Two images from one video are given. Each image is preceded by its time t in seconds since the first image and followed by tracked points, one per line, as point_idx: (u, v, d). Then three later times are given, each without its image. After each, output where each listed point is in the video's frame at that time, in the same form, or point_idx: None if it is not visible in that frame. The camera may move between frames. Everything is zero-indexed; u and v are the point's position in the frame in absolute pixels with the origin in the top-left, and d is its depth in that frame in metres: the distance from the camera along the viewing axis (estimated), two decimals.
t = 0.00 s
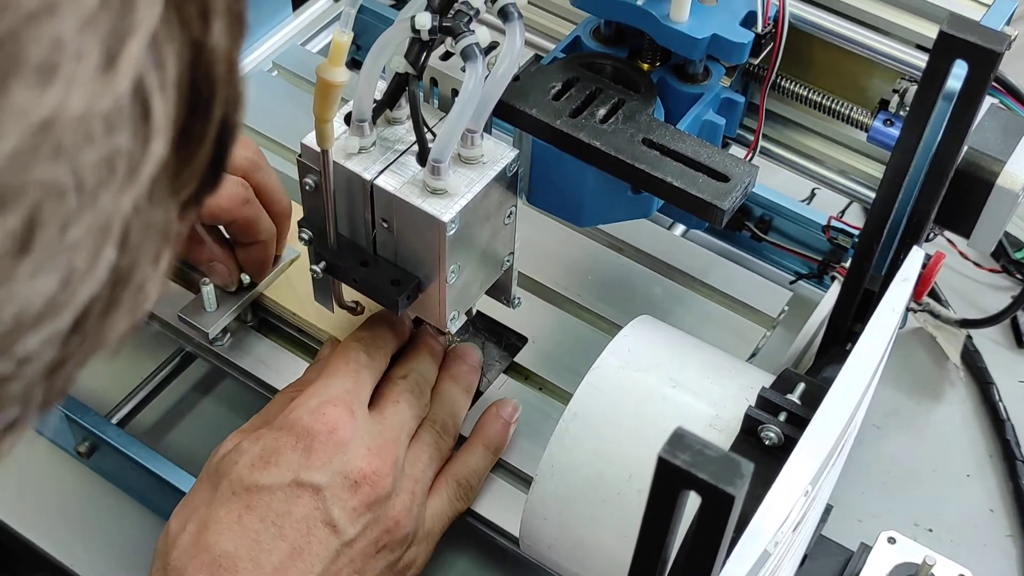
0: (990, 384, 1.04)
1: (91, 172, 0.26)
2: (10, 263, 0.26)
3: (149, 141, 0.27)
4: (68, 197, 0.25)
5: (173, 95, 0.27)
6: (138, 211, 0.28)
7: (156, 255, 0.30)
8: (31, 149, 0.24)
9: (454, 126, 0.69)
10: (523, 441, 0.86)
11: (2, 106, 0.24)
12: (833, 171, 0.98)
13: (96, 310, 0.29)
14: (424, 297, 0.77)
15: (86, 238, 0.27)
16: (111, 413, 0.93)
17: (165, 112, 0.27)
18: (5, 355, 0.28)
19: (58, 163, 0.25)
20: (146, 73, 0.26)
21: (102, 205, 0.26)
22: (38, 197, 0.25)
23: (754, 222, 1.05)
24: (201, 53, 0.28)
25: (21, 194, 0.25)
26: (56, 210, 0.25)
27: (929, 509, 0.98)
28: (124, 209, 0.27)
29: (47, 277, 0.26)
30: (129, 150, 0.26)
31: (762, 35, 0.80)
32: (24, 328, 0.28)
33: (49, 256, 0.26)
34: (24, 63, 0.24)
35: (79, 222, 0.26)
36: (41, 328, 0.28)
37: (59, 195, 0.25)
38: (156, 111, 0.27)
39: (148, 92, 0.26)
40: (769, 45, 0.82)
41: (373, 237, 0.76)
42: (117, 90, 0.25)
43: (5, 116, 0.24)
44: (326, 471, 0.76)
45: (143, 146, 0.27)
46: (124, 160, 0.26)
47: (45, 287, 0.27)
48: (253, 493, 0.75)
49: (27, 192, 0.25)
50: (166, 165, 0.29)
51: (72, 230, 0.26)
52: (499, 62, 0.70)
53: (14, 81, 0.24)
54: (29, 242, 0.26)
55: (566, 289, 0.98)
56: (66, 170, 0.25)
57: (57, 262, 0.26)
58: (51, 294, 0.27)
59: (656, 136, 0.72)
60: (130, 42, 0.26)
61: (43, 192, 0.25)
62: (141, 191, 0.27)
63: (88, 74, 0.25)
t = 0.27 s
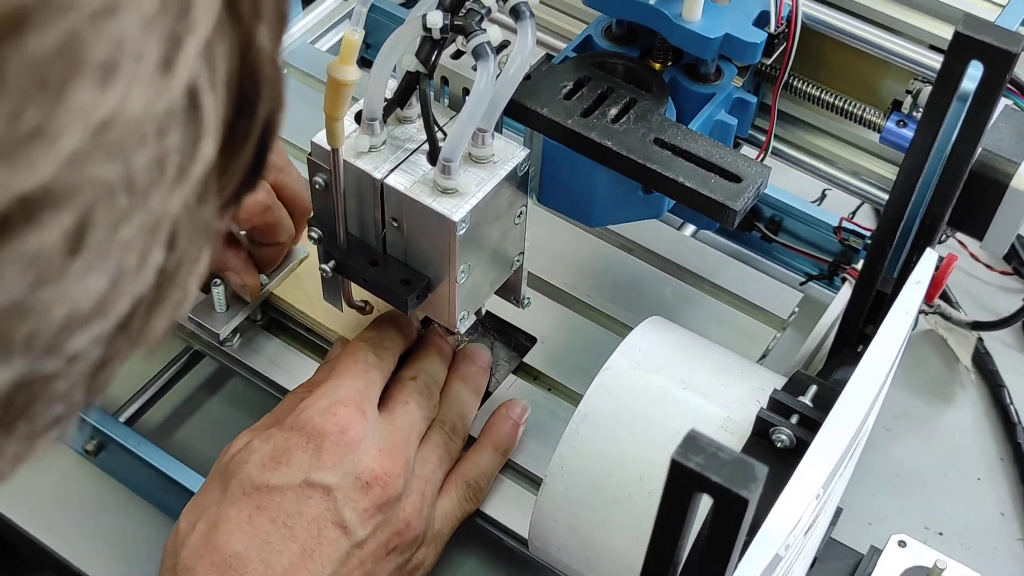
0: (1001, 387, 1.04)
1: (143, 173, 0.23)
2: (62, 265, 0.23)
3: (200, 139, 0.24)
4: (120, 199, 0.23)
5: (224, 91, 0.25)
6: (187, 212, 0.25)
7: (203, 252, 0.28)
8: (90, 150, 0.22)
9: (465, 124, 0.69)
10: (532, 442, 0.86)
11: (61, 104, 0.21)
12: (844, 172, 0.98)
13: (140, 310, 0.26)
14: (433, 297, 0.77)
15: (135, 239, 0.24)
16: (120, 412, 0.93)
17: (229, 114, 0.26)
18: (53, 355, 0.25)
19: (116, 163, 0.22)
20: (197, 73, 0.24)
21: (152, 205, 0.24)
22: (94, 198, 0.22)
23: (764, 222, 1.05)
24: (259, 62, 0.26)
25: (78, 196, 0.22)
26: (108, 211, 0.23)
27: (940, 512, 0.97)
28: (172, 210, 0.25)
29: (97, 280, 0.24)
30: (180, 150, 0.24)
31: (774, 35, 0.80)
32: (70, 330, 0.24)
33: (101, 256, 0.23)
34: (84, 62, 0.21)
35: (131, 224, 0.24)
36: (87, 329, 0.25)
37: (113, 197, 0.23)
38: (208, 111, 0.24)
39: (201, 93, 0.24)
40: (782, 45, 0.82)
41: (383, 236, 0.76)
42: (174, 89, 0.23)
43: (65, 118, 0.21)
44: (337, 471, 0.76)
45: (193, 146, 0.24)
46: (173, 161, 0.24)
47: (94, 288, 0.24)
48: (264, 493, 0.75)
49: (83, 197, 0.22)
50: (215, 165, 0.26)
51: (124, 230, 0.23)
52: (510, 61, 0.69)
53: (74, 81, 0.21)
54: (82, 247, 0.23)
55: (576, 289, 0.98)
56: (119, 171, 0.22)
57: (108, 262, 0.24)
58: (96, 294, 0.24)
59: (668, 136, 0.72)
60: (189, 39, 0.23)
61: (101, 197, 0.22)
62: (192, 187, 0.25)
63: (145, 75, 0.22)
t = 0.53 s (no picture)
0: (1010, 389, 1.03)
1: (204, 186, 0.22)
2: (126, 276, 0.22)
3: (261, 153, 0.23)
4: (182, 211, 0.22)
5: (284, 104, 0.24)
6: (248, 226, 0.24)
7: (260, 267, 0.27)
8: (160, 163, 0.21)
9: (476, 124, 0.69)
10: (540, 442, 0.86)
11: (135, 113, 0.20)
12: (854, 173, 0.98)
13: (196, 321, 0.25)
14: (442, 296, 0.77)
15: (194, 253, 0.23)
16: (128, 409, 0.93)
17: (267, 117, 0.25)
18: (116, 365, 0.24)
19: (184, 179, 0.21)
20: (266, 93, 0.22)
21: (213, 219, 0.23)
22: (158, 212, 0.21)
23: (773, 224, 1.04)
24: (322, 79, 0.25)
25: (143, 209, 0.21)
26: (171, 224, 0.22)
27: (949, 514, 0.97)
28: (235, 223, 0.23)
29: (157, 287, 0.23)
30: (242, 163, 0.23)
31: (785, 36, 0.80)
32: (132, 341, 0.24)
33: (164, 268, 0.23)
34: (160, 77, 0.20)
35: (193, 237, 0.23)
36: (147, 340, 0.24)
37: (176, 210, 0.22)
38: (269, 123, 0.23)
39: (263, 114, 0.23)
40: (792, 46, 0.82)
41: (393, 236, 0.76)
42: (240, 100, 0.22)
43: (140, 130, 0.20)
44: (344, 470, 0.76)
45: (255, 162, 0.23)
46: (235, 177, 0.23)
47: (157, 301, 0.23)
48: (271, 491, 0.75)
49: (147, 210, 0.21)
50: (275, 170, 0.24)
51: (186, 242, 0.22)
52: (520, 61, 0.70)
53: (148, 98, 0.20)
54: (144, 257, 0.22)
55: (583, 289, 0.98)
56: (182, 187, 0.21)
57: (172, 272, 0.23)
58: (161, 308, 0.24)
59: (678, 137, 0.72)
60: (256, 54, 0.22)
61: (164, 210, 0.21)
62: (255, 198, 0.24)
63: (215, 88, 0.21)
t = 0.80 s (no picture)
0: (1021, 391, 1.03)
1: (235, 178, 0.25)
2: (158, 263, 0.26)
3: (289, 144, 0.26)
4: (213, 200, 0.25)
5: (313, 98, 0.27)
6: (275, 212, 0.28)
7: (265, 263, 0.30)
8: (196, 155, 0.24)
9: (489, 123, 0.69)
10: (550, 440, 0.86)
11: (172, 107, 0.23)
12: (866, 174, 0.97)
13: (224, 310, 0.30)
14: (454, 295, 0.77)
15: (230, 241, 0.27)
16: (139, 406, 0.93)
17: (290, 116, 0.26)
18: (146, 352, 0.29)
19: (215, 169, 0.25)
20: (295, 87, 0.26)
21: (243, 208, 0.26)
22: (190, 202, 0.25)
23: (784, 223, 1.04)
24: (341, 68, 0.27)
25: (176, 200, 0.25)
26: (203, 212, 0.25)
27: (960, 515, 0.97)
28: (261, 212, 0.27)
29: (190, 275, 0.27)
30: (272, 156, 0.26)
31: (799, 36, 0.80)
32: (164, 327, 0.28)
33: (193, 257, 0.27)
34: (192, 87, 0.23)
35: (223, 226, 0.26)
36: (177, 327, 0.29)
37: (207, 200, 0.25)
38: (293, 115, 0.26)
39: (292, 109, 0.26)
40: (807, 46, 0.81)
41: (405, 234, 0.76)
42: (273, 95, 0.25)
43: (176, 126, 0.24)
44: (355, 470, 0.76)
45: (284, 154, 0.26)
46: (264, 169, 0.26)
47: (186, 287, 0.27)
48: (282, 490, 0.75)
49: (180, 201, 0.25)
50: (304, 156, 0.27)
51: (215, 232, 0.26)
52: (534, 60, 0.70)
53: (186, 90, 0.23)
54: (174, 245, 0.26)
55: (594, 288, 0.98)
56: (214, 178, 0.25)
57: (202, 262, 0.27)
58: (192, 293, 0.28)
59: (691, 136, 0.72)
60: (288, 49, 0.25)
61: (195, 199, 0.25)
62: (282, 187, 0.27)
63: (249, 82, 0.24)
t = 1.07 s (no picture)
0: None
1: (220, 145, 0.25)
2: (142, 234, 0.25)
3: (275, 119, 0.26)
4: (199, 170, 0.25)
5: (299, 69, 0.26)
6: (262, 187, 0.27)
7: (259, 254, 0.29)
8: (180, 118, 0.24)
9: (492, 118, 0.69)
10: (551, 437, 0.86)
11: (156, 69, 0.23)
12: (870, 171, 0.97)
13: (207, 285, 0.29)
14: (456, 291, 0.77)
15: (213, 212, 0.26)
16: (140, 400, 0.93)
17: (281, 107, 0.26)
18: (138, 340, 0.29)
19: (197, 137, 0.24)
20: (279, 57, 0.25)
21: (229, 181, 0.26)
22: (175, 170, 0.24)
23: (788, 222, 1.04)
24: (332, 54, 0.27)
25: (161, 167, 0.24)
26: (188, 181, 0.25)
27: (963, 514, 0.96)
28: (248, 184, 0.27)
29: (172, 249, 0.26)
30: (256, 127, 0.26)
31: (804, 33, 0.79)
32: (147, 298, 0.27)
33: (178, 229, 0.26)
34: (175, 51, 0.23)
35: (209, 196, 0.26)
36: (160, 298, 0.28)
37: (192, 169, 0.25)
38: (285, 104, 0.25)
39: (278, 77, 0.25)
40: (811, 43, 0.81)
41: (407, 230, 0.76)
42: (258, 65, 0.25)
43: (160, 87, 0.23)
44: (356, 463, 0.76)
45: (269, 125, 0.26)
46: (250, 139, 0.26)
47: (168, 259, 0.26)
48: (283, 483, 0.75)
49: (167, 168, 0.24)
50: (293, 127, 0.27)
51: (200, 202, 0.26)
52: (538, 55, 0.69)
53: (170, 54, 0.23)
54: (158, 215, 0.25)
55: (596, 284, 0.98)
56: (197, 145, 0.24)
57: (186, 234, 0.26)
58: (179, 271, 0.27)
59: (694, 133, 0.72)
60: (274, 18, 0.25)
61: (179, 166, 0.24)
62: (268, 161, 0.27)
63: (234, 48, 0.24)
